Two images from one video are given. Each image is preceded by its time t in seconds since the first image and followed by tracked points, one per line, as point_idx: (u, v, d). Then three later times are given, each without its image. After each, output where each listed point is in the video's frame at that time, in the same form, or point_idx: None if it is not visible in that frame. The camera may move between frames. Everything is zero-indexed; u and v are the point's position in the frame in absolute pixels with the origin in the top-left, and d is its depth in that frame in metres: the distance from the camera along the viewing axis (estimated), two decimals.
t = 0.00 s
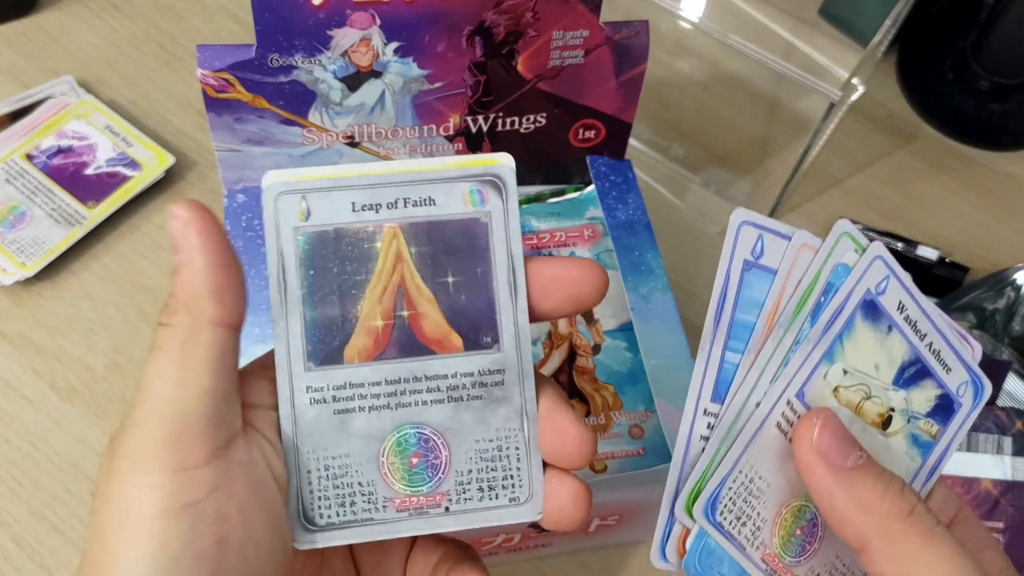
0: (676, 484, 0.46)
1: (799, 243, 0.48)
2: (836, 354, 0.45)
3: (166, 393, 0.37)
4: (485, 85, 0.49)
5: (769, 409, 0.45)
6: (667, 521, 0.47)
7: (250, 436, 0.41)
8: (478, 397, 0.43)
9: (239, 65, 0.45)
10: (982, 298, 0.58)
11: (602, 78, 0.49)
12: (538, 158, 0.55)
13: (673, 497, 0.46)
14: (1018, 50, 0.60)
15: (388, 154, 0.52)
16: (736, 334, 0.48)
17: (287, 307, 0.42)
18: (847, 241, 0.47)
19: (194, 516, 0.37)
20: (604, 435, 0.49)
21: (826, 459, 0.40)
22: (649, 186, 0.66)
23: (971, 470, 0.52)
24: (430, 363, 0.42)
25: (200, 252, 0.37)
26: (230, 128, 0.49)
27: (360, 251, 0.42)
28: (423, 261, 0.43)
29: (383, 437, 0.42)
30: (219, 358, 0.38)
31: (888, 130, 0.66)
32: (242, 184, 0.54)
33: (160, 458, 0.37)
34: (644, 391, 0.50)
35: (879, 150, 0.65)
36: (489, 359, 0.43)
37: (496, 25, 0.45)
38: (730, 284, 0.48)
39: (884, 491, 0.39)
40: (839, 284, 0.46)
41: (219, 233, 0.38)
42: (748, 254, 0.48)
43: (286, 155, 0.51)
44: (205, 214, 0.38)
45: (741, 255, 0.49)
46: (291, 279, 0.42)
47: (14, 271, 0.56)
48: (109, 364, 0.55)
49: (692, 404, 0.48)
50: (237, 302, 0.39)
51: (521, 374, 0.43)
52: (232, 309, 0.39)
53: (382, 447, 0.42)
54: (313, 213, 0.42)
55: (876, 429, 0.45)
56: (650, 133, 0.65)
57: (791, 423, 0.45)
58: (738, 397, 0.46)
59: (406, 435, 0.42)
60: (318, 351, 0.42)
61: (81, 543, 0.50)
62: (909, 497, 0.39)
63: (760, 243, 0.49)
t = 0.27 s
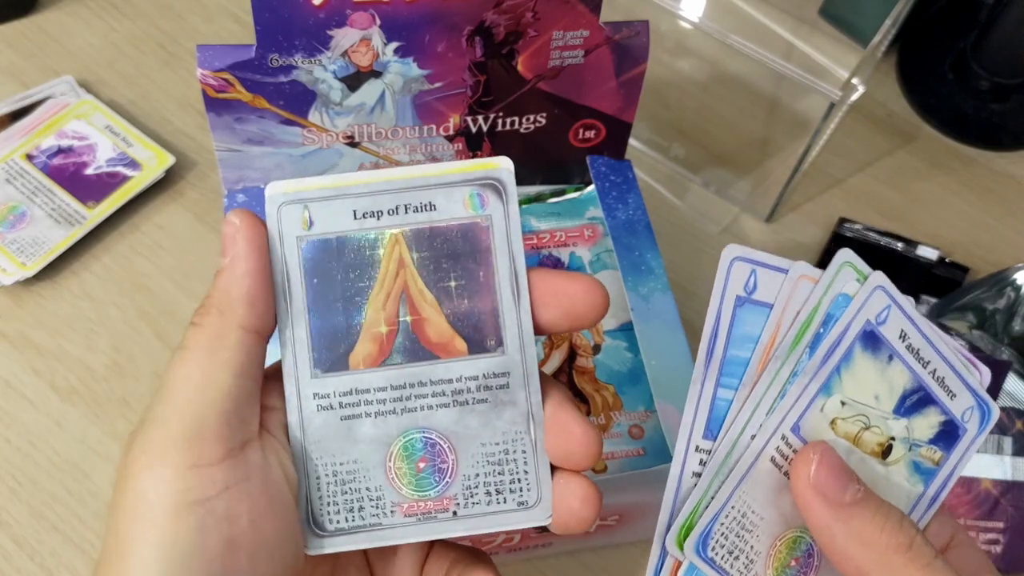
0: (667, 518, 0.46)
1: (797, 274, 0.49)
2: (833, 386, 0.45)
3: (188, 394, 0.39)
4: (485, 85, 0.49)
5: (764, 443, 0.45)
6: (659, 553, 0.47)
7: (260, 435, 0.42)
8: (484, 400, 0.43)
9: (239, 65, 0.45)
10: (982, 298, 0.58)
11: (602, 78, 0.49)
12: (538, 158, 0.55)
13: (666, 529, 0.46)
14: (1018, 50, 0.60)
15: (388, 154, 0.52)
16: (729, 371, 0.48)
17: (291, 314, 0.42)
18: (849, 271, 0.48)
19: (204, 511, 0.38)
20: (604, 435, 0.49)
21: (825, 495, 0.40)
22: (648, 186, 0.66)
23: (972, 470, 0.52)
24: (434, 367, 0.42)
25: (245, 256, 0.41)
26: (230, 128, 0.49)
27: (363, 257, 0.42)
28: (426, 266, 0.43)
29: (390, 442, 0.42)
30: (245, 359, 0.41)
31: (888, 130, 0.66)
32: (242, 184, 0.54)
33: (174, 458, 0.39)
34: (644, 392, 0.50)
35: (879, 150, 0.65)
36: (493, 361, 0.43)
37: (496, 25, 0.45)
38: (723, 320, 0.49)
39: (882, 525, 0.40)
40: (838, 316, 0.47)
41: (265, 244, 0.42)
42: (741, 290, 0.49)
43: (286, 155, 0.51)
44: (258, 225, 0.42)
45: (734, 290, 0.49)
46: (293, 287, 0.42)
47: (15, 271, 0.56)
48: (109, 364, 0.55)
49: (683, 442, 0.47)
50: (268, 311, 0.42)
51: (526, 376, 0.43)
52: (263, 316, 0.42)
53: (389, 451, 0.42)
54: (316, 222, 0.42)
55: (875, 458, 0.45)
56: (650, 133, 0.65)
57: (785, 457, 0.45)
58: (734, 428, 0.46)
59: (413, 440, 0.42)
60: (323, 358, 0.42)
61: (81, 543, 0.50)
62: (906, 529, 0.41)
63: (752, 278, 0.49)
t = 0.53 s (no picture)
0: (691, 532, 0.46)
1: (821, 291, 0.48)
2: (854, 407, 0.45)
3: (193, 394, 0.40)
4: (485, 85, 0.49)
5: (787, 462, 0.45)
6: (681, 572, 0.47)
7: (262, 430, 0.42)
8: (486, 394, 0.42)
9: (239, 65, 0.45)
10: (982, 298, 0.58)
11: (602, 78, 0.49)
12: (538, 158, 0.55)
13: (689, 541, 0.46)
14: (1017, 50, 0.61)
15: (388, 154, 0.52)
16: (752, 391, 0.47)
17: (294, 310, 0.42)
18: (875, 289, 0.47)
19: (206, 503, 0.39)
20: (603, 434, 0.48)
21: (847, 513, 0.40)
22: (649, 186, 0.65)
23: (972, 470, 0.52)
24: (439, 360, 0.42)
25: (248, 256, 0.41)
26: (230, 128, 0.49)
27: (365, 252, 0.42)
28: (428, 259, 0.42)
29: (394, 437, 0.41)
30: (246, 354, 0.42)
31: (888, 130, 0.66)
32: (242, 184, 0.54)
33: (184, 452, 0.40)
34: (644, 391, 0.49)
35: (879, 150, 0.65)
36: (494, 354, 0.42)
37: (496, 25, 0.45)
38: (748, 338, 0.48)
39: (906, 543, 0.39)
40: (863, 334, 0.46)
41: (272, 245, 0.42)
42: (765, 309, 0.48)
43: (286, 155, 0.51)
44: (264, 225, 0.42)
45: (758, 309, 0.48)
46: (297, 285, 0.42)
47: (15, 271, 0.56)
48: (109, 364, 0.55)
49: (705, 463, 0.46)
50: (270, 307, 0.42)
51: (529, 369, 0.42)
52: (264, 312, 0.42)
53: (392, 447, 0.41)
54: (319, 219, 0.42)
55: (894, 477, 0.45)
56: (650, 133, 0.65)
57: (807, 477, 0.45)
58: (757, 446, 0.46)
59: (416, 434, 0.41)
60: (327, 352, 0.42)
61: (81, 543, 0.50)
62: (932, 550, 0.40)
63: (777, 297, 0.48)
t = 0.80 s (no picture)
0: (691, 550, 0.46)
1: (815, 308, 0.48)
2: (850, 420, 0.45)
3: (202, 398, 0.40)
4: (485, 85, 0.49)
5: (783, 476, 0.45)
6: None
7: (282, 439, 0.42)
8: (508, 408, 0.41)
9: (239, 65, 0.45)
10: (982, 298, 0.58)
11: (602, 78, 0.49)
12: (538, 158, 0.55)
13: (694, 551, 0.46)
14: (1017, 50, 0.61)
15: (388, 154, 0.52)
16: (746, 412, 0.47)
17: (308, 315, 0.40)
18: (868, 303, 0.47)
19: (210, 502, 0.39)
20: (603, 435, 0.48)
21: (846, 526, 0.41)
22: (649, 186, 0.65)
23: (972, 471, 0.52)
24: (461, 369, 0.41)
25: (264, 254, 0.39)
26: (230, 128, 0.49)
27: (382, 258, 0.41)
28: (449, 267, 0.41)
29: (410, 446, 0.40)
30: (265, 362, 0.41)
31: (889, 130, 0.66)
32: (242, 184, 0.53)
33: (190, 454, 0.40)
34: (644, 391, 0.50)
35: (879, 150, 0.65)
36: (517, 368, 0.41)
37: (496, 25, 0.45)
38: (738, 358, 0.48)
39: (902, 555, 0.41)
40: (858, 348, 0.46)
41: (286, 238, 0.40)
42: (754, 330, 0.48)
43: (286, 155, 0.51)
44: (278, 220, 0.40)
45: (747, 331, 0.48)
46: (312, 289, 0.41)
47: (15, 271, 0.56)
48: (109, 364, 0.55)
49: (704, 486, 0.46)
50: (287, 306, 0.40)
51: (549, 383, 0.42)
52: (283, 314, 0.40)
53: (408, 457, 0.40)
54: (333, 220, 0.41)
55: (890, 490, 0.45)
56: (650, 133, 0.65)
57: (805, 491, 0.45)
58: (756, 459, 0.46)
59: (434, 445, 0.40)
60: (340, 361, 0.40)
61: (81, 543, 0.50)
62: (928, 561, 0.41)
63: (764, 318, 0.48)
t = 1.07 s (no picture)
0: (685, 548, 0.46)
1: (808, 310, 0.47)
2: (842, 423, 0.45)
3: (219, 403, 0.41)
4: (485, 85, 0.48)
5: (774, 479, 0.45)
6: None
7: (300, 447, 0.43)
8: (520, 422, 0.43)
9: (239, 65, 0.45)
10: (982, 298, 0.58)
11: (602, 78, 0.49)
12: (538, 158, 0.55)
13: (687, 550, 0.46)
14: (1017, 50, 0.61)
15: (388, 154, 0.52)
16: (735, 419, 0.47)
17: (337, 327, 0.42)
18: (861, 307, 0.47)
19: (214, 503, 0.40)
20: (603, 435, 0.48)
21: (839, 529, 0.40)
22: (649, 186, 0.65)
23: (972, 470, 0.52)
24: (472, 386, 0.42)
25: (291, 271, 0.41)
26: (230, 128, 0.49)
27: (405, 274, 0.43)
28: (468, 284, 0.43)
29: (422, 459, 0.42)
30: (288, 371, 0.42)
31: (889, 130, 0.66)
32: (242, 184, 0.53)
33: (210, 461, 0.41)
34: (644, 392, 0.49)
35: (879, 150, 0.65)
36: (530, 384, 0.43)
37: (496, 25, 0.45)
38: (727, 366, 0.47)
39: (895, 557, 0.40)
40: (851, 350, 0.46)
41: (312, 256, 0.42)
42: (742, 337, 0.48)
43: (286, 155, 0.51)
44: (302, 234, 0.42)
45: (734, 338, 0.48)
46: (337, 304, 0.42)
47: (14, 271, 0.56)
48: (109, 364, 0.55)
49: (694, 492, 0.46)
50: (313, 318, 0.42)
51: (563, 401, 0.43)
52: (309, 326, 0.42)
53: (420, 468, 0.42)
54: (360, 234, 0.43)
55: (882, 492, 0.45)
56: (650, 133, 0.65)
57: (798, 493, 0.45)
58: (748, 462, 0.46)
59: (445, 457, 0.42)
60: (360, 372, 0.42)
61: (81, 543, 0.50)
62: (917, 562, 0.41)
63: (751, 325, 0.48)
